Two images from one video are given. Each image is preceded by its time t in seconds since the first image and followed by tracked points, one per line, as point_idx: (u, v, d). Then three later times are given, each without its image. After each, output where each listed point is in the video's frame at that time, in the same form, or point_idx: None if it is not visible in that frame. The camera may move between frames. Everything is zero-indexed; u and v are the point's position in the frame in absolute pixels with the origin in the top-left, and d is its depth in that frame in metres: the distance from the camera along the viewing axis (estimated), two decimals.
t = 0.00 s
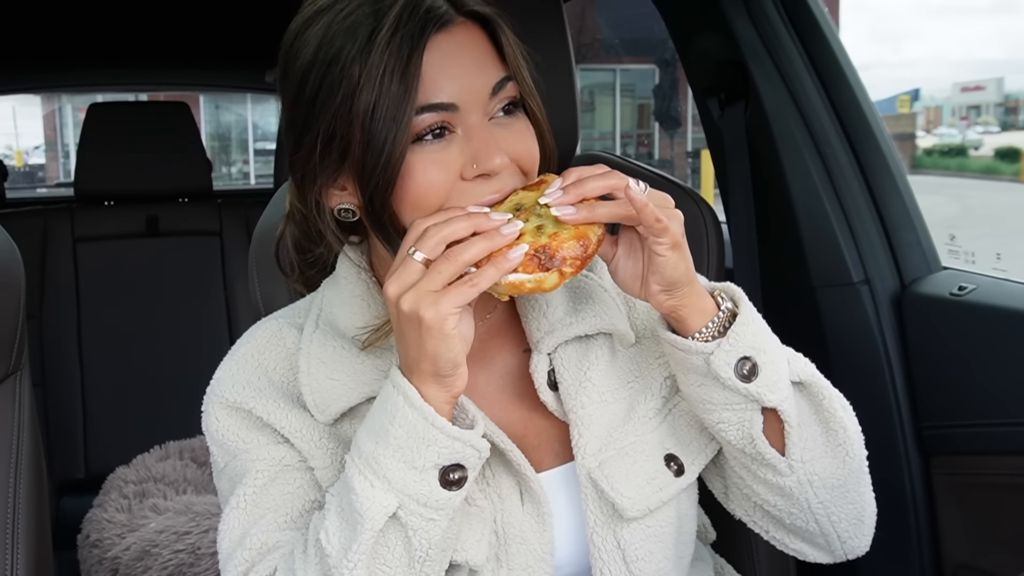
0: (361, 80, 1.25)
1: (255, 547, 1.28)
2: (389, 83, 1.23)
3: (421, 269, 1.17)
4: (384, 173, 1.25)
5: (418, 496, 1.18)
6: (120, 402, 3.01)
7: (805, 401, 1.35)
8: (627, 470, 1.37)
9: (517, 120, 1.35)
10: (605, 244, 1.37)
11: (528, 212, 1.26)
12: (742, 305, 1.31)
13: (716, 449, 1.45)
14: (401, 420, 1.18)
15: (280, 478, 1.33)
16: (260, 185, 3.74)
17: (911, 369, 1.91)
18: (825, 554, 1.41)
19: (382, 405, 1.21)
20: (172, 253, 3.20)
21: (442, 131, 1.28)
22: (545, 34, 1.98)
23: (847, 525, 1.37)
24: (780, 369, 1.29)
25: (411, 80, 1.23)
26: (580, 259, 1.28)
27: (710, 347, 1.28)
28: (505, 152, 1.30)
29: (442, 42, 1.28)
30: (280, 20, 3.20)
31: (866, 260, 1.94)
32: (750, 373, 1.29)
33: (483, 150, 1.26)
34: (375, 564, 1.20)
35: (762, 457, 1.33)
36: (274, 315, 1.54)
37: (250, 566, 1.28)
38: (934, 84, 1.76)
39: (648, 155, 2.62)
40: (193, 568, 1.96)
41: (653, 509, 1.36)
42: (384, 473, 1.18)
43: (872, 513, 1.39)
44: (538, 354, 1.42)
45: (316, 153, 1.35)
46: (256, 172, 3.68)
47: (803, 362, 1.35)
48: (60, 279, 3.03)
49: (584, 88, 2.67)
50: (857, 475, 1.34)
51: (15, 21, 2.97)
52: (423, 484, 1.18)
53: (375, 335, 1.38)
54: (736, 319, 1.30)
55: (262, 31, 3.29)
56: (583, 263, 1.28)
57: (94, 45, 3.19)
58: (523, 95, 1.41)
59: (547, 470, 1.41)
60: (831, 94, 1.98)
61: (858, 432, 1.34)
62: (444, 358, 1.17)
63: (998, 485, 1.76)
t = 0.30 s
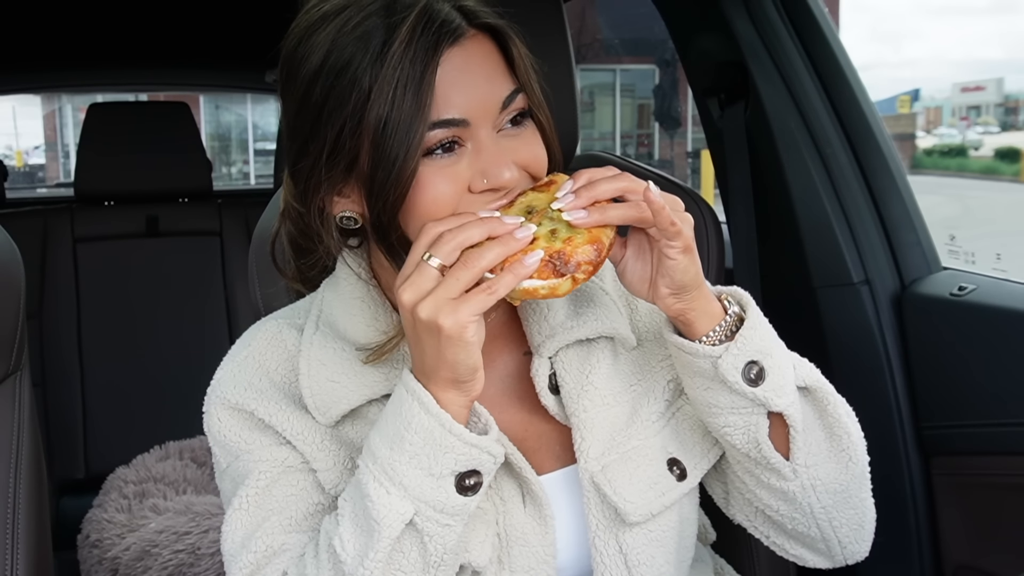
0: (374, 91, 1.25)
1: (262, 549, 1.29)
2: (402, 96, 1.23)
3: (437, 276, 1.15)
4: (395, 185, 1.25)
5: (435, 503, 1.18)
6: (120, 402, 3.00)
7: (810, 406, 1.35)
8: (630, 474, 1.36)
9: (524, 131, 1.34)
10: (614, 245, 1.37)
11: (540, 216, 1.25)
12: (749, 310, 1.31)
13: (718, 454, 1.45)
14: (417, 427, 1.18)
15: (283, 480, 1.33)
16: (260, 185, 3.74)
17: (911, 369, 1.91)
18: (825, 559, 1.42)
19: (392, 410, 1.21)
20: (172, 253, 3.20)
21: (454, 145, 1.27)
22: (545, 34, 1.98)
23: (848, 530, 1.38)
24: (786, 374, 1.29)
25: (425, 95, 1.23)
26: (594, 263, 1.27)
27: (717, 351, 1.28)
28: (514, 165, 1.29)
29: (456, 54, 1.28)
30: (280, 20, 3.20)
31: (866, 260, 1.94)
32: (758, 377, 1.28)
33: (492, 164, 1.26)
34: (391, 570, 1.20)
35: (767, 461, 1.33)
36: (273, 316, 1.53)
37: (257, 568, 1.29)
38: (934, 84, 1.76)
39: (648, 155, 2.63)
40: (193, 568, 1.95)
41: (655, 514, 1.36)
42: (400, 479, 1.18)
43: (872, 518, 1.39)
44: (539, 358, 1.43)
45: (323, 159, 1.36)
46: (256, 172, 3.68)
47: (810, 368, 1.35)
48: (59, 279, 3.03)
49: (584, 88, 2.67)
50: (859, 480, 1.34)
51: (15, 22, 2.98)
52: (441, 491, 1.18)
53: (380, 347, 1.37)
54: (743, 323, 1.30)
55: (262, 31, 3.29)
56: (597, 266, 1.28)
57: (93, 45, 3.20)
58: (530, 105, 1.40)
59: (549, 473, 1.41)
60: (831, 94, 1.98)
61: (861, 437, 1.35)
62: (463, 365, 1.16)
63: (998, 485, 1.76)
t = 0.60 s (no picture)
0: (346, 80, 1.24)
1: (265, 556, 1.26)
2: (371, 79, 1.22)
3: (476, 320, 1.01)
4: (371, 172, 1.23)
5: (462, 539, 1.12)
6: (120, 401, 3.00)
7: (825, 436, 1.33)
8: (630, 479, 1.36)
9: (503, 124, 1.32)
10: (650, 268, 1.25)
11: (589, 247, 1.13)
12: (781, 342, 1.25)
13: (719, 462, 1.43)
14: (446, 460, 1.09)
15: (283, 485, 1.32)
16: (260, 185, 3.74)
17: (911, 369, 1.90)
18: None
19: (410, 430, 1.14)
20: (172, 253, 3.20)
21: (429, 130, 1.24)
22: (545, 34, 1.98)
23: (844, 552, 1.37)
24: (809, 409, 1.26)
25: (393, 77, 1.22)
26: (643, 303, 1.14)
27: (746, 386, 1.23)
28: (493, 150, 1.26)
29: (425, 40, 1.27)
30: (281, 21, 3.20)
31: (866, 260, 1.94)
32: (783, 413, 1.25)
33: (470, 147, 1.23)
34: None
35: (778, 491, 1.31)
36: (270, 317, 1.53)
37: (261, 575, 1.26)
38: (934, 84, 1.76)
39: (648, 155, 2.58)
40: (192, 568, 1.94)
41: (654, 519, 1.36)
42: (426, 514, 1.11)
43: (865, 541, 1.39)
44: (540, 361, 1.43)
45: (303, 155, 1.36)
46: (256, 172, 3.68)
47: (834, 403, 1.32)
48: (60, 278, 3.03)
49: (585, 88, 2.70)
50: (863, 507, 1.33)
51: (16, 22, 2.98)
52: (468, 527, 1.12)
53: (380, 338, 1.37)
54: (774, 356, 1.24)
55: (262, 32, 3.30)
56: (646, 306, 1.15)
57: (94, 45, 3.20)
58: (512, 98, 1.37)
59: (548, 475, 1.41)
60: (831, 95, 1.98)
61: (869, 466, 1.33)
62: (498, 413, 1.05)
63: (997, 485, 1.76)
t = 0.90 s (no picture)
0: (319, 64, 1.29)
1: (259, 567, 1.25)
2: (342, 63, 1.26)
3: (500, 387, 1.00)
4: (343, 151, 1.27)
5: None
6: (120, 401, 3.00)
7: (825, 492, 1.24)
8: (624, 480, 1.37)
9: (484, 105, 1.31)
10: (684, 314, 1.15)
11: (621, 306, 1.11)
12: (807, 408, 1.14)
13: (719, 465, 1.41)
14: (460, 519, 1.07)
15: (276, 493, 1.32)
16: (260, 185, 3.74)
17: (911, 369, 1.90)
18: None
19: (427, 471, 1.12)
20: (173, 253, 3.19)
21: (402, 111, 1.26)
22: (545, 35, 1.98)
23: None
24: (821, 475, 1.16)
25: (361, 57, 1.25)
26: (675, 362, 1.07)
27: (766, 451, 1.13)
28: (469, 130, 1.25)
29: (396, 21, 1.30)
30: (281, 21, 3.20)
31: (866, 261, 1.94)
32: (795, 478, 1.14)
33: (441, 125, 1.23)
34: None
35: (772, 544, 1.22)
36: (265, 320, 1.52)
37: None
38: (934, 84, 1.75)
39: (647, 155, 2.60)
40: (192, 568, 1.95)
41: (648, 521, 1.35)
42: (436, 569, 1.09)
43: None
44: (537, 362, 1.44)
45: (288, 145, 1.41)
46: (256, 172, 3.70)
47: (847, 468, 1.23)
48: (59, 278, 3.03)
49: (585, 89, 2.65)
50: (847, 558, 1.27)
51: (16, 22, 2.98)
52: None
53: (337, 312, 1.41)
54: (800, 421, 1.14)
55: (262, 31, 3.29)
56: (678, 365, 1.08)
57: (94, 45, 3.20)
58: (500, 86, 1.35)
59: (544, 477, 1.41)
60: (831, 94, 1.98)
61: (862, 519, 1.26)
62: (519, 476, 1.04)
63: (996, 485, 1.76)
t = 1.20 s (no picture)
0: (337, 66, 1.28)
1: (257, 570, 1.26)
2: (361, 67, 1.26)
3: (517, 404, 1.01)
4: (358, 156, 1.26)
5: None
6: (120, 401, 3.00)
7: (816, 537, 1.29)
8: (626, 481, 1.36)
9: (499, 116, 1.31)
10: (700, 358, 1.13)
11: (634, 320, 1.09)
12: (811, 473, 1.16)
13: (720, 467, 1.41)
14: (473, 544, 1.09)
15: (275, 495, 1.33)
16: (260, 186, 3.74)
17: (911, 369, 1.90)
18: None
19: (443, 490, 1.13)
20: (172, 254, 3.19)
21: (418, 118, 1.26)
22: (544, 34, 1.98)
23: None
24: (814, 534, 1.20)
25: (383, 63, 1.25)
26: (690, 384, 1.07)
27: (765, 511, 1.15)
28: (485, 142, 1.25)
29: (419, 30, 1.30)
30: (280, 21, 3.20)
31: (866, 261, 1.94)
32: (788, 536, 1.18)
33: (458, 137, 1.23)
34: None
35: None
36: (268, 318, 1.52)
37: None
38: (934, 84, 1.75)
39: (648, 155, 2.62)
40: (193, 568, 1.94)
41: (651, 522, 1.35)
42: None
43: None
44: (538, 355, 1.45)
45: (300, 144, 1.41)
46: (256, 172, 3.67)
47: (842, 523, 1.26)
48: (59, 278, 3.03)
49: (585, 88, 2.66)
50: None
51: (15, 22, 2.98)
52: None
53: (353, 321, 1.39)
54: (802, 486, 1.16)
55: (261, 32, 3.29)
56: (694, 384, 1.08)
57: (94, 45, 3.20)
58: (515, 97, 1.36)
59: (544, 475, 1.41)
60: (832, 94, 1.98)
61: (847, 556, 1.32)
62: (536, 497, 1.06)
63: (995, 485, 1.77)
